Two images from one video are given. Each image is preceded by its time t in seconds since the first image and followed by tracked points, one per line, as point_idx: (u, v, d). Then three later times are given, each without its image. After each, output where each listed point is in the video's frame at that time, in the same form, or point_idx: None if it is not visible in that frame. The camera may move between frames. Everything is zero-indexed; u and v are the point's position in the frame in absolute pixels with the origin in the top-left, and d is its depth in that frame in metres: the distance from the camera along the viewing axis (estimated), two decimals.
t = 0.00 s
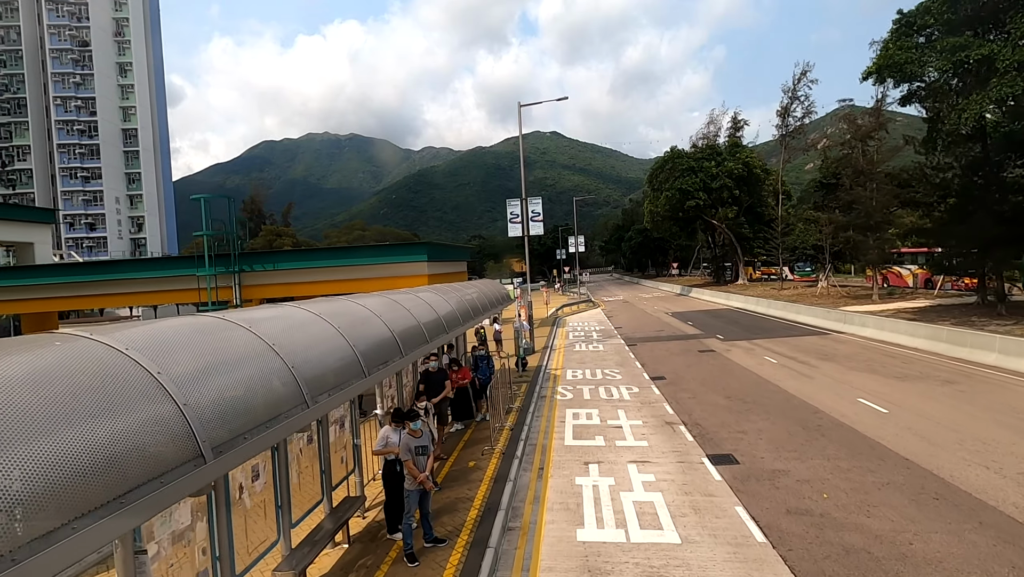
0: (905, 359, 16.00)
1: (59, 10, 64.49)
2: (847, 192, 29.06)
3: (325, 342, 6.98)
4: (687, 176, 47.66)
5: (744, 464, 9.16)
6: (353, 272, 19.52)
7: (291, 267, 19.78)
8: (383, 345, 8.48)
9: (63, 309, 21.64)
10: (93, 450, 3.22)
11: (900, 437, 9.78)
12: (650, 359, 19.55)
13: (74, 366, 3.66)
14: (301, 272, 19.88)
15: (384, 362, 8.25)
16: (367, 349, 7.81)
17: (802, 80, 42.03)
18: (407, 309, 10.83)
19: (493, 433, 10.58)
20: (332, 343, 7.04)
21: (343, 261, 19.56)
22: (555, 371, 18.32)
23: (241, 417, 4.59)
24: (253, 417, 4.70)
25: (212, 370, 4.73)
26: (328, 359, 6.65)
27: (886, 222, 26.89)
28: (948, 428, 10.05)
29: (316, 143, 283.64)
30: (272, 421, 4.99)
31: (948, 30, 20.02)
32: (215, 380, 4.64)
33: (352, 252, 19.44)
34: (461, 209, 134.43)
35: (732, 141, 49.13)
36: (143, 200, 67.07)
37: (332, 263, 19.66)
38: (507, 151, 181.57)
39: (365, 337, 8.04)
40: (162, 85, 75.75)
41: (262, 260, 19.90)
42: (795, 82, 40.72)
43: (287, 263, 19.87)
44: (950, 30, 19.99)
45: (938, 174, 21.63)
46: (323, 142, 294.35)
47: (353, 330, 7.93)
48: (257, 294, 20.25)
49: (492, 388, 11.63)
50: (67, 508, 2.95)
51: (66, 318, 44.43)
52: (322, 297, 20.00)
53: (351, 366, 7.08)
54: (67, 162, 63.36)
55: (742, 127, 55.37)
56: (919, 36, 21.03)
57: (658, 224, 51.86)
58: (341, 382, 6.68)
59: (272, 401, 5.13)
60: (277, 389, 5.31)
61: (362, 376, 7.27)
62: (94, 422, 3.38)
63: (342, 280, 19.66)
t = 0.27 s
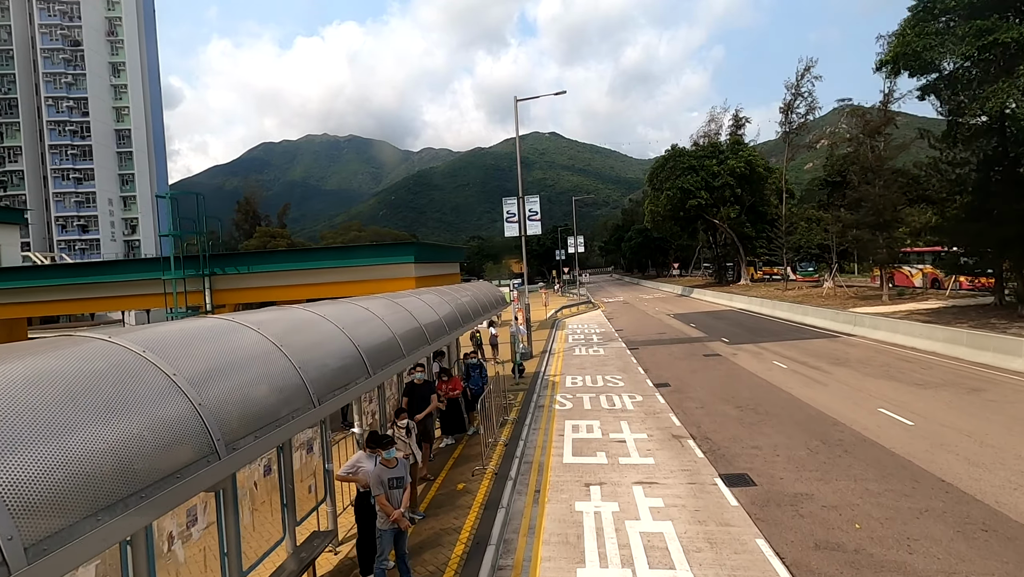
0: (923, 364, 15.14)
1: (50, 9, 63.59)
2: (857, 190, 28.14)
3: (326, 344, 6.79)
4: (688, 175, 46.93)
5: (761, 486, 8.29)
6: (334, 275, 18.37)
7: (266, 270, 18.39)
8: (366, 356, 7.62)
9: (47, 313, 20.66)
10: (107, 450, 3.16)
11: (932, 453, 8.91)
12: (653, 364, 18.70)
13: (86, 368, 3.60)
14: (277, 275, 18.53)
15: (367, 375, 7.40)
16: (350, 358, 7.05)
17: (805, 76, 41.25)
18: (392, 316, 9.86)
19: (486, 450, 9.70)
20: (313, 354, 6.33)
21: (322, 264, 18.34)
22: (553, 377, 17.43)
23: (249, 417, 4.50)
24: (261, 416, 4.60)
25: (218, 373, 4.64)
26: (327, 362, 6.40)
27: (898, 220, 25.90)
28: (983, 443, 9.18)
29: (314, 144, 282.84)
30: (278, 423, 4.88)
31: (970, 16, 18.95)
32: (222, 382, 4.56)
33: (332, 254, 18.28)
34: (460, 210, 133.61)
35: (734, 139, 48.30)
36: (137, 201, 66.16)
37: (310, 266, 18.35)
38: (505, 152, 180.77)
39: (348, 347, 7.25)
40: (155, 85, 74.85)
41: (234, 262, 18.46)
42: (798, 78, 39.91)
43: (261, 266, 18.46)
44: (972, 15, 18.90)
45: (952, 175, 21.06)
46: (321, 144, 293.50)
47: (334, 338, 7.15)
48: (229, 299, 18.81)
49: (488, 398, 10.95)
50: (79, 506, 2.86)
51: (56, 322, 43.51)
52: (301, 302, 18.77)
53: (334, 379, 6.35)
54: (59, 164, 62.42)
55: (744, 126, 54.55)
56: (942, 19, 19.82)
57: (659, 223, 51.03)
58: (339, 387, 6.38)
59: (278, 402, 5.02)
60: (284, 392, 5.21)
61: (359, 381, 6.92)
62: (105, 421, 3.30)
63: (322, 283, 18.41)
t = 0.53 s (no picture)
0: (942, 368, 14.33)
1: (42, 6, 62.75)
2: (866, 186, 27.33)
3: (312, 347, 6.40)
4: (690, 173, 46.18)
5: (782, 508, 7.45)
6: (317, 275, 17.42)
7: (244, 269, 17.24)
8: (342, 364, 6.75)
9: (39, 314, 20.40)
10: (31, 479, 2.73)
11: (967, 470, 8.10)
12: (657, 367, 17.88)
13: (51, 370, 3.39)
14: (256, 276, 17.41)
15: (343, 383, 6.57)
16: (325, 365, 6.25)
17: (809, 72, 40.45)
18: (370, 321, 8.85)
19: (477, 466, 8.87)
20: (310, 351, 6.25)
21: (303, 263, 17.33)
22: (551, 382, 16.61)
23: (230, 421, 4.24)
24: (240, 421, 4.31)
25: (239, 365, 4.99)
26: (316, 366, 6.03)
27: (908, 217, 25.08)
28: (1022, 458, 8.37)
29: (313, 144, 282.15)
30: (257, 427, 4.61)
31: None
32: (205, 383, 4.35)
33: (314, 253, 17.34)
34: (459, 209, 132.76)
35: (736, 136, 47.49)
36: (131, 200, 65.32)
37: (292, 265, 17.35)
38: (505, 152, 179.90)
39: (323, 353, 6.46)
40: (150, 84, 73.93)
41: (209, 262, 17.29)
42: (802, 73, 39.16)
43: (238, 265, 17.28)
44: None
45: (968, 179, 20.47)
46: (320, 143, 292.71)
47: (305, 344, 6.32)
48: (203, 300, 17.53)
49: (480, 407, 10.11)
50: (7, 535, 2.53)
51: (48, 323, 42.71)
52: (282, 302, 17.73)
53: (331, 376, 6.27)
54: (52, 163, 61.56)
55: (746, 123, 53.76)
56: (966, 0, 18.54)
57: (660, 222, 50.23)
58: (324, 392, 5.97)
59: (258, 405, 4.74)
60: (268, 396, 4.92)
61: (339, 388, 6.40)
62: (67, 432, 3.10)
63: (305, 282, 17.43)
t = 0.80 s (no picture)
0: (963, 373, 13.57)
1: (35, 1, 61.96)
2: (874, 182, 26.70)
3: (263, 360, 5.65)
4: (692, 170, 45.43)
5: (805, 533, 6.70)
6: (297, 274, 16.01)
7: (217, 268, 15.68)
8: (298, 380, 5.90)
9: None
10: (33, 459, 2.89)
11: (1006, 489, 7.35)
12: (660, 370, 17.13)
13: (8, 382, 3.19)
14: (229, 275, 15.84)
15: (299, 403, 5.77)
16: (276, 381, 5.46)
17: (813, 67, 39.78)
18: (337, 330, 7.83)
19: (467, 483, 8.11)
20: (297, 353, 6.30)
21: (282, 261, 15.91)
22: (550, 386, 15.85)
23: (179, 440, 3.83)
24: (189, 444, 3.87)
25: (229, 366, 5.10)
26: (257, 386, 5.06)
27: (919, 214, 24.36)
28: None
29: (313, 144, 281.43)
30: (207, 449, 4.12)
31: None
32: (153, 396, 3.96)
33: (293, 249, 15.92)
34: (458, 208, 132.03)
35: (738, 132, 46.74)
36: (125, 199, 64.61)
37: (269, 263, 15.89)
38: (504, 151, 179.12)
39: (274, 367, 5.63)
40: (145, 81, 73.16)
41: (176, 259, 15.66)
42: (806, 68, 38.46)
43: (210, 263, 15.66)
44: None
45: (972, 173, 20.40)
46: (320, 142, 291.83)
47: (252, 358, 5.48)
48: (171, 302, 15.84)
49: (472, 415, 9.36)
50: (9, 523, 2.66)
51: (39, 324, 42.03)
52: (259, 304, 16.22)
53: (319, 380, 6.30)
54: (45, 160, 60.84)
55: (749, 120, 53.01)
56: None
57: (661, 221, 49.53)
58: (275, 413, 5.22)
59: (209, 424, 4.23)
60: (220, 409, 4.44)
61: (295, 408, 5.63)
62: (22, 446, 2.91)
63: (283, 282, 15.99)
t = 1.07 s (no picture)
0: (984, 380, 12.88)
1: None
2: (882, 180, 26.17)
3: (193, 384, 4.59)
4: (694, 169, 44.77)
5: (831, 562, 6.04)
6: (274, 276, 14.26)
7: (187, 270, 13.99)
8: (235, 408, 4.80)
9: None
10: None
11: None
12: (664, 375, 16.44)
13: None
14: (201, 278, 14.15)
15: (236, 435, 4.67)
16: (202, 413, 4.34)
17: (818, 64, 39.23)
18: (296, 341, 6.61)
19: (457, 503, 7.45)
20: (289, 360, 6.12)
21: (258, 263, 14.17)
22: (549, 392, 15.15)
23: (38, 504, 2.91)
24: (165, 451, 3.78)
25: (209, 373, 4.88)
26: (200, 410, 4.36)
27: (929, 214, 23.80)
28: None
29: (313, 144, 280.93)
30: (133, 487, 3.49)
31: None
32: (35, 436, 3.17)
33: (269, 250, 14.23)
34: (457, 209, 131.39)
35: (741, 131, 46.09)
36: (121, 198, 64.08)
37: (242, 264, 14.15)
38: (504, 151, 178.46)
39: (200, 394, 4.52)
40: (142, 79, 72.59)
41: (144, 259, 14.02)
42: (811, 65, 37.92)
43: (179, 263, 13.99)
44: None
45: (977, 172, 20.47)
46: (319, 143, 291.30)
47: (167, 386, 4.34)
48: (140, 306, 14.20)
49: (464, 427, 8.69)
50: None
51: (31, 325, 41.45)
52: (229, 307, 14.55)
53: (313, 386, 6.18)
54: (39, 159, 60.24)
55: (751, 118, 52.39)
56: None
57: (662, 221, 48.93)
58: (197, 452, 4.14)
59: (144, 454, 3.64)
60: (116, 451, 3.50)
61: (227, 442, 4.53)
62: None
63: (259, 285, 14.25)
